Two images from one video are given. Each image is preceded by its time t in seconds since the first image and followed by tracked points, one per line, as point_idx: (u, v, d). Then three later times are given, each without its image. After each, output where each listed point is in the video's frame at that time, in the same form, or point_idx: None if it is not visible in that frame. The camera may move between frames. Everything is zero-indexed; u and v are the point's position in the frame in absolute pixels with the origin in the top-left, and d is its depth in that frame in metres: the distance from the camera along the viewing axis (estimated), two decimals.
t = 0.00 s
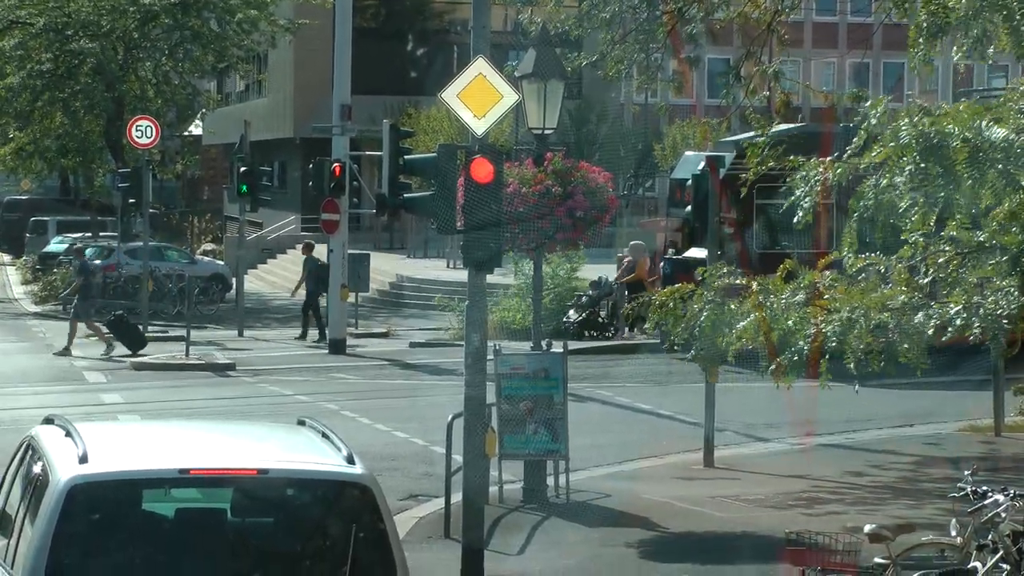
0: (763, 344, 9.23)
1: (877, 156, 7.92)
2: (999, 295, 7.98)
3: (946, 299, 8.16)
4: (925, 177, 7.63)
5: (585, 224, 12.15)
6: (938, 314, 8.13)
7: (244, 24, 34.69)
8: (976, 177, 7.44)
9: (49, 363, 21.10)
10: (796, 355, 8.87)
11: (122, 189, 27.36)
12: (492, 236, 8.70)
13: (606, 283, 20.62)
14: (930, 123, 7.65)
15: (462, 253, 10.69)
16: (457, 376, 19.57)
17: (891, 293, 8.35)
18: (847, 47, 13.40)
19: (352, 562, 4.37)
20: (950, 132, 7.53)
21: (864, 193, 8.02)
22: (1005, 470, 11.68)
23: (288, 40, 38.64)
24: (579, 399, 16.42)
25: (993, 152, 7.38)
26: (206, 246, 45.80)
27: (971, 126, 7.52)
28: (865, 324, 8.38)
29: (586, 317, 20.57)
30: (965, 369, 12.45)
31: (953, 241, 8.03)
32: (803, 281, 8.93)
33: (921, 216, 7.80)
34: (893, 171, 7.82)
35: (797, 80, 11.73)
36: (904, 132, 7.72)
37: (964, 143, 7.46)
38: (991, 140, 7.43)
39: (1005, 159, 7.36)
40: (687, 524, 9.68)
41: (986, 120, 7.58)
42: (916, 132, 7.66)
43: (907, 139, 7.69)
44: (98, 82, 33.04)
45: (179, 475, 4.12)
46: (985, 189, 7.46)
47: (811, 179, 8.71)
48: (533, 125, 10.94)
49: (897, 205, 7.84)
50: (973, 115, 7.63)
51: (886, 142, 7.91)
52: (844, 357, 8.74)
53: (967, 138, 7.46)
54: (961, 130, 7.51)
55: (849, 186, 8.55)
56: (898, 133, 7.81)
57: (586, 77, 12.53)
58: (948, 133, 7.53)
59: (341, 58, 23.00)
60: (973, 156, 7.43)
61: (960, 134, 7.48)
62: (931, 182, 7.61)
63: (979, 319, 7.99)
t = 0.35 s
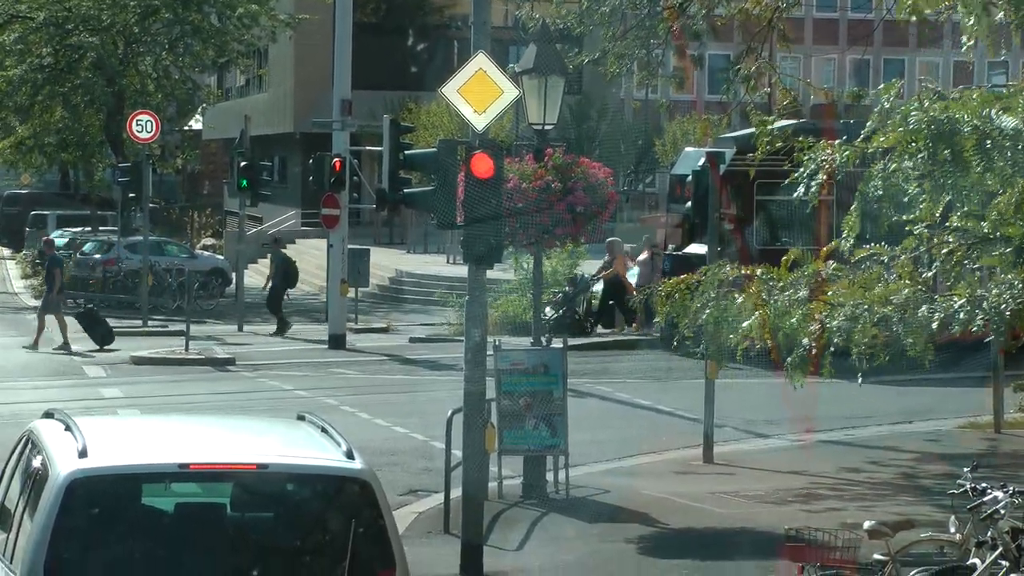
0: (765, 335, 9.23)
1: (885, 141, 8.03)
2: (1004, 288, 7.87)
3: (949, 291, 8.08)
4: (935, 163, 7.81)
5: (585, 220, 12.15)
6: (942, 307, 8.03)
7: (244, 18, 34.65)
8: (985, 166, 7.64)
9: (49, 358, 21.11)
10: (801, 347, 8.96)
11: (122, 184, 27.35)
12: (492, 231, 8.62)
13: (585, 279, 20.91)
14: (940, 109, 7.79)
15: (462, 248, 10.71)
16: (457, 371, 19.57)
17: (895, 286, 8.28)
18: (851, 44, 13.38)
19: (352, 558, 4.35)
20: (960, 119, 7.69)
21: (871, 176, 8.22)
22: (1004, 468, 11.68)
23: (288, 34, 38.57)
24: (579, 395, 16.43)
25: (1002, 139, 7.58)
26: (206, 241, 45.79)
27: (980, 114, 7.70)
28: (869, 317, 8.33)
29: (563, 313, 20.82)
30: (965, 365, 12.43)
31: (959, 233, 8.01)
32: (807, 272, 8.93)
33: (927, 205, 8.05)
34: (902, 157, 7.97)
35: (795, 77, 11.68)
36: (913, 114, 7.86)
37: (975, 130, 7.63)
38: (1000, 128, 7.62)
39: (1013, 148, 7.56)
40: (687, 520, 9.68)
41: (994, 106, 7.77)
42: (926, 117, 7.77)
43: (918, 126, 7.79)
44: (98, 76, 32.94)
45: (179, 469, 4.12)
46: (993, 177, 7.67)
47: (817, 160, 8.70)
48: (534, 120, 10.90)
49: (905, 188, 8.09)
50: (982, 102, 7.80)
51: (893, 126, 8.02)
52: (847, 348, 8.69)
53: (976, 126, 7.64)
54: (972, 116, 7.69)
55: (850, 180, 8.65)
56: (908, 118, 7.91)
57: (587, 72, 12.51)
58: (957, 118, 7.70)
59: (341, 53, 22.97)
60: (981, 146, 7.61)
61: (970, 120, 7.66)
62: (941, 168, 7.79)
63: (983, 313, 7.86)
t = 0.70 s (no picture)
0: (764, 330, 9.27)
1: (881, 144, 8.34)
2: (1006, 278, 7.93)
3: (948, 282, 8.14)
4: (931, 164, 8.09)
5: (584, 217, 12.07)
6: (940, 294, 8.09)
7: (243, 14, 34.66)
8: (981, 165, 7.88)
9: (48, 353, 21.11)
10: (796, 334, 8.80)
11: (121, 179, 27.33)
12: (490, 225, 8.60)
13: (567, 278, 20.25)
14: (936, 110, 8.11)
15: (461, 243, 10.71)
16: (455, 367, 19.57)
17: (894, 273, 8.21)
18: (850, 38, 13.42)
19: (352, 554, 4.35)
20: (953, 120, 8.01)
21: (869, 176, 8.41)
22: (1003, 464, 11.69)
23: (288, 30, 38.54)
24: (578, 391, 16.42)
25: (999, 139, 7.83)
26: (205, 236, 45.79)
27: (975, 114, 8.00)
28: (867, 304, 8.26)
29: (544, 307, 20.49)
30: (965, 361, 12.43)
31: (958, 226, 8.03)
32: (806, 261, 8.85)
33: (926, 203, 8.07)
34: (897, 160, 8.25)
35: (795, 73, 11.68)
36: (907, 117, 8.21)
37: (969, 131, 7.93)
38: (995, 128, 7.89)
39: (1010, 145, 7.80)
40: (686, 516, 9.69)
41: (991, 107, 8.07)
42: (920, 119, 8.12)
43: (913, 127, 8.13)
44: (98, 72, 32.84)
45: (177, 465, 4.12)
46: (990, 174, 7.87)
47: (813, 168, 8.85)
48: (533, 116, 10.90)
49: (903, 191, 8.21)
50: (978, 104, 8.09)
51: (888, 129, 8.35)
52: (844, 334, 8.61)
53: (971, 126, 7.93)
54: (969, 117, 7.99)
55: (851, 176, 8.65)
56: (902, 123, 8.26)
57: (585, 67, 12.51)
58: (950, 119, 8.02)
59: (340, 48, 22.97)
60: (979, 143, 7.89)
61: (967, 121, 7.96)
62: (936, 168, 8.07)
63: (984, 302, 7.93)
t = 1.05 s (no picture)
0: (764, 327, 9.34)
1: (878, 138, 8.31)
2: (1002, 286, 7.80)
3: (945, 283, 8.09)
4: (928, 158, 8.06)
5: (582, 214, 11.96)
6: (936, 296, 8.06)
7: (242, 11, 34.69)
8: (977, 161, 7.88)
9: (46, 350, 21.11)
10: (794, 336, 8.99)
11: (120, 176, 27.33)
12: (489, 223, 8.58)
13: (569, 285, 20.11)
14: (930, 102, 8.09)
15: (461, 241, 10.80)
16: (454, 364, 19.57)
17: (891, 274, 8.26)
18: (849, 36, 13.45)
19: (353, 549, 4.35)
20: (949, 113, 8.01)
21: (864, 169, 8.41)
22: (1002, 461, 11.69)
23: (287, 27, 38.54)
24: (576, 387, 16.44)
25: (996, 134, 7.83)
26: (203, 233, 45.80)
27: (971, 108, 8.01)
28: (864, 306, 8.37)
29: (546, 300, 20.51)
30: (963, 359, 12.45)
31: (955, 227, 8.01)
32: (803, 263, 8.97)
33: (925, 200, 8.08)
34: (894, 152, 8.22)
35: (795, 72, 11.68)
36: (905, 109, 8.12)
37: (966, 123, 7.93)
38: (991, 122, 7.89)
39: (1007, 140, 7.81)
40: (684, 513, 9.69)
41: (990, 99, 8.09)
42: (916, 110, 8.08)
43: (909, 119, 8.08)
44: (96, 69, 32.81)
45: (176, 461, 4.12)
46: (986, 169, 7.87)
47: (810, 157, 8.81)
48: (533, 113, 10.90)
49: (900, 186, 8.23)
50: (974, 98, 8.10)
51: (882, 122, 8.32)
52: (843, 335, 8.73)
53: (968, 122, 7.91)
54: (967, 110, 7.99)
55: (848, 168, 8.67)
56: (898, 115, 8.21)
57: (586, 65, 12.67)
58: (946, 112, 8.01)
59: (339, 45, 22.97)
60: (974, 138, 7.87)
61: (965, 114, 7.97)
62: (933, 163, 8.02)
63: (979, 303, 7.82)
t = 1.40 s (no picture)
0: (763, 324, 9.36)
1: (879, 141, 8.31)
2: (996, 283, 7.80)
3: (938, 281, 8.11)
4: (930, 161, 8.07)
5: (581, 209, 12.10)
6: (929, 295, 8.08)
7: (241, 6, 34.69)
8: (978, 161, 7.82)
9: (45, 344, 21.10)
10: (790, 334, 8.94)
11: (118, 170, 27.32)
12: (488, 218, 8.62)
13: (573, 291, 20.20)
14: (934, 105, 8.04)
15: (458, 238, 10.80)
16: (453, 360, 19.58)
17: (884, 272, 8.29)
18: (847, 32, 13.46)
19: (351, 544, 4.34)
20: (952, 118, 7.94)
21: (868, 175, 8.43)
22: (1000, 458, 11.69)
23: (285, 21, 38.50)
24: (575, 383, 16.47)
25: (997, 137, 7.80)
26: (202, 228, 45.80)
27: (973, 111, 7.93)
28: (856, 305, 8.39)
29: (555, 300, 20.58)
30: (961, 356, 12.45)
31: (949, 225, 8.07)
32: (797, 261, 9.02)
33: (923, 201, 8.14)
34: (898, 155, 8.26)
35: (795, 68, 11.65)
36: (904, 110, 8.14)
37: (969, 126, 7.86)
38: (993, 125, 7.84)
39: (1007, 142, 7.77)
40: (682, 509, 9.69)
41: (993, 102, 8.00)
42: (919, 116, 8.03)
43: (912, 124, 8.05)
44: (94, 63, 32.72)
45: (173, 455, 4.12)
46: (987, 170, 7.81)
47: (811, 163, 8.91)
48: (531, 109, 10.94)
49: (901, 188, 8.26)
50: (977, 99, 8.04)
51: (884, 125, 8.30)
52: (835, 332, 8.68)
53: (969, 124, 7.86)
54: (969, 112, 7.93)
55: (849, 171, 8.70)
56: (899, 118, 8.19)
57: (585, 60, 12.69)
58: (950, 116, 7.94)
59: (337, 40, 22.98)
60: (975, 142, 7.84)
61: (967, 116, 7.90)
62: (930, 161, 8.07)
63: (971, 301, 7.84)
